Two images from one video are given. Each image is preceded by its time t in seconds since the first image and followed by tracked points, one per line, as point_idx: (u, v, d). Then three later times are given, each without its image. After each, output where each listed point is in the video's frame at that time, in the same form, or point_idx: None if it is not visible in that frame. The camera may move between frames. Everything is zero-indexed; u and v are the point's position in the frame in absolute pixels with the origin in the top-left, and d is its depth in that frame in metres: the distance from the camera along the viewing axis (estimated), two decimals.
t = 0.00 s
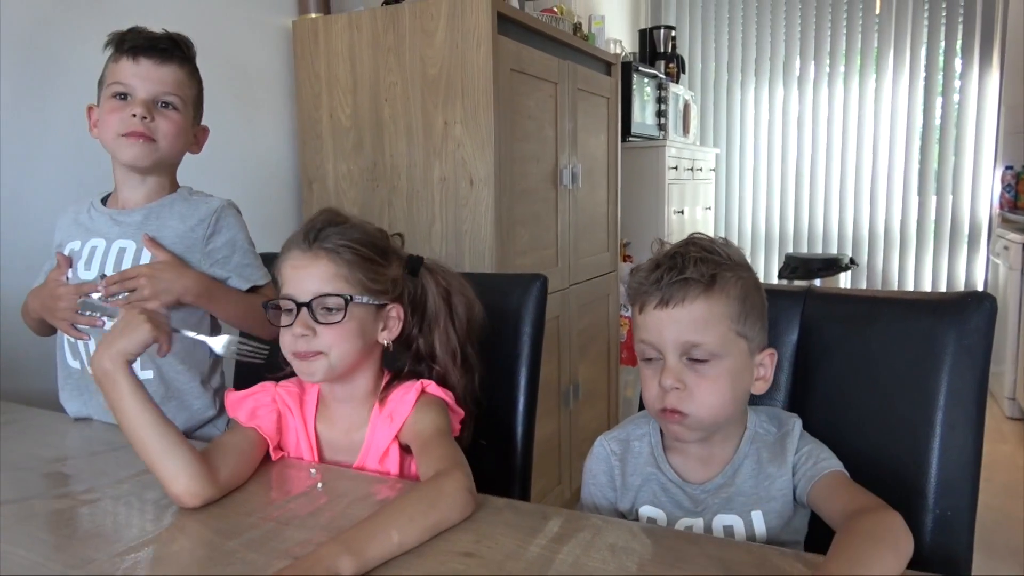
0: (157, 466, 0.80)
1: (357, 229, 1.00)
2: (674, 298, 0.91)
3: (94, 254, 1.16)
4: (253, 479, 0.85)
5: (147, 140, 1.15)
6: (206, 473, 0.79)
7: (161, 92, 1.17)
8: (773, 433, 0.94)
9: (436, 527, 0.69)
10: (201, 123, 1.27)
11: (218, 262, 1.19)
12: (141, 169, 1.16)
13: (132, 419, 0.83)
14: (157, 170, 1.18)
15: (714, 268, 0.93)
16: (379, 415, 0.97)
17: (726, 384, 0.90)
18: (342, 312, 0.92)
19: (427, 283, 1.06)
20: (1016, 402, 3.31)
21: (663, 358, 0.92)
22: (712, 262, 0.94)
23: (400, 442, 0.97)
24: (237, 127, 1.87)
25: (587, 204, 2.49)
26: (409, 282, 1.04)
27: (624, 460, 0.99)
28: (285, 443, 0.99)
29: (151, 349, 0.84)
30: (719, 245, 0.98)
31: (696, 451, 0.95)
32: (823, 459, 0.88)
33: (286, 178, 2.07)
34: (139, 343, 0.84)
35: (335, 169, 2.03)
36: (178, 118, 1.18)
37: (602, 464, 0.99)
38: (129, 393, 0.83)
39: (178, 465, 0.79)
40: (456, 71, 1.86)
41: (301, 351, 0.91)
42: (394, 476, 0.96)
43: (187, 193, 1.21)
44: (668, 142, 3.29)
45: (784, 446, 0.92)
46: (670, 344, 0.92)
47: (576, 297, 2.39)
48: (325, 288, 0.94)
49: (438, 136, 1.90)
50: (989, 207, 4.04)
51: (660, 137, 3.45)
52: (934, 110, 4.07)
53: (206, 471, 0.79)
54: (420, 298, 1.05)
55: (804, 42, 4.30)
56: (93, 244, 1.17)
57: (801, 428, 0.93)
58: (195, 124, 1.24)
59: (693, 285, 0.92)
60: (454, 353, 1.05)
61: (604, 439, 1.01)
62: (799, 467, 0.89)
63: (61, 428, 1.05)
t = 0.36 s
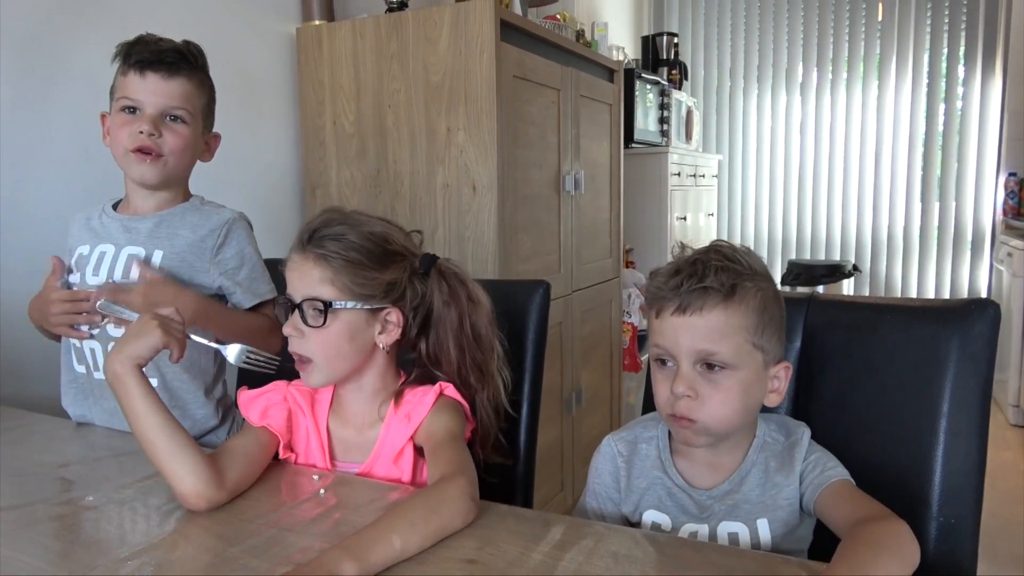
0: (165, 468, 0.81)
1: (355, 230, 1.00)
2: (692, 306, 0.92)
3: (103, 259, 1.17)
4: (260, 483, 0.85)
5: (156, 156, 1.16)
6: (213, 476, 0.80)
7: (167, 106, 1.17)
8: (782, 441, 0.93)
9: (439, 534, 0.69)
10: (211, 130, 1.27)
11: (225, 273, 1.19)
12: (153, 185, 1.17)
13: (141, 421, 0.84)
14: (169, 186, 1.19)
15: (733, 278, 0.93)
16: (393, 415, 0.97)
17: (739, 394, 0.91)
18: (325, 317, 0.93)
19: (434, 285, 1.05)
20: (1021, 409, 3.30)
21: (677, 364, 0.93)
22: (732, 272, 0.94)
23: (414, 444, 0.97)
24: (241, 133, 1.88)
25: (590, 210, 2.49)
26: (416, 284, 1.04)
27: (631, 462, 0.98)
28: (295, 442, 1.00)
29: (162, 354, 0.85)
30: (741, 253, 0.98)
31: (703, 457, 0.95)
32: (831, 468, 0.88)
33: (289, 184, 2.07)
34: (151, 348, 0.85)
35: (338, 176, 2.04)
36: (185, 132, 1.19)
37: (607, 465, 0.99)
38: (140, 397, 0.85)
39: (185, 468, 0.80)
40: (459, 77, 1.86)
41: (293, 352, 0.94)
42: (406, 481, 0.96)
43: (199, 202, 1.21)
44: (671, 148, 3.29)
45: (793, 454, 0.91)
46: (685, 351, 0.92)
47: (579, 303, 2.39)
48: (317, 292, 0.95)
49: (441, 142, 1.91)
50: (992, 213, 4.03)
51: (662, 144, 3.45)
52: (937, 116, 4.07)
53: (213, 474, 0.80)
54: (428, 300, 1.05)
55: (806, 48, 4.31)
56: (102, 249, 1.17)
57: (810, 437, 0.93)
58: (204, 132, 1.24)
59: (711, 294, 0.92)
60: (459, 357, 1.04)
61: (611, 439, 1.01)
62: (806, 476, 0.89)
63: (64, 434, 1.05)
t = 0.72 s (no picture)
0: (173, 470, 0.82)
1: (356, 235, 1.00)
2: (706, 313, 0.92)
3: (122, 274, 1.17)
4: (264, 489, 0.86)
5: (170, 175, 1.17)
6: (219, 481, 0.80)
7: (177, 124, 1.18)
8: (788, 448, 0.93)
9: (441, 541, 0.69)
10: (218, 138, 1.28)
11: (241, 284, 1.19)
12: (168, 204, 1.18)
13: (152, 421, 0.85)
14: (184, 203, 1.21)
15: (747, 286, 0.93)
16: (394, 423, 0.97)
17: (750, 404, 0.91)
18: (316, 320, 0.93)
19: (431, 299, 1.02)
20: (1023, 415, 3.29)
21: (688, 372, 0.93)
22: (746, 280, 0.94)
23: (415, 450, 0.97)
24: (244, 139, 1.89)
25: (591, 216, 2.49)
26: (413, 295, 1.02)
27: (638, 471, 0.98)
28: (297, 448, 1.00)
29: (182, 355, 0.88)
30: (755, 261, 0.98)
31: (709, 466, 0.95)
32: (836, 475, 0.87)
33: (292, 190, 2.08)
34: (172, 348, 0.88)
35: (340, 182, 2.04)
36: (195, 149, 1.20)
37: (613, 474, 0.99)
38: (155, 397, 0.86)
39: (193, 471, 0.80)
40: (460, 84, 1.87)
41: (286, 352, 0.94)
42: (407, 488, 0.95)
43: (213, 213, 1.22)
44: (673, 154, 3.30)
45: (799, 462, 0.91)
46: (697, 358, 0.92)
47: (580, 309, 2.39)
48: (312, 295, 0.95)
49: (443, 148, 1.91)
50: (994, 219, 4.03)
51: (664, 150, 3.45)
52: (938, 122, 4.07)
53: (219, 478, 0.80)
54: (424, 313, 1.02)
55: (807, 54, 4.32)
56: (120, 263, 1.17)
57: (815, 445, 0.93)
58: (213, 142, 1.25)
59: (726, 301, 0.92)
60: (457, 371, 1.02)
61: (618, 448, 1.01)
62: (812, 484, 0.88)
63: (67, 439, 1.05)
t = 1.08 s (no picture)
0: (174, 473, 0.82)
1: (353, 241, 1.00)
2: (710, 320, 0.92)
3: (125, 279, 1.16)
4: (262, 494, 0.85)
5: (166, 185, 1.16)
6: (219, 486, 0.80)
7: (169, 132, 1.17)
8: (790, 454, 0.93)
9: (441, 546, 0.69)
10: (213, 141, 1.27)
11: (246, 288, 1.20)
12: (167, 213, 1.18)
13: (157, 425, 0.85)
14: (182, 211, 1.20)
15: (751, 293, 0.93)
16: (391, 428, 0.97)
17: (754, 410, 0.91)
18: (312, 324, 0.92)
19: (427, 306, 1.03)
20: None
21: (692, 379, 0.93)
22: (750, 287, 0.94)
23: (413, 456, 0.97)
24: (244, 144, 1.89)
25: (592, 220, 2.49)
26: (409, 303, 1.02)
27: (642, 480, 0.98)
28: (295, 454, 1.00)
29: (190, 358, 0.88)
30: (759, 266, 0.98)
31: (714, 474, 0.95)
32: (839, 480, 0.87)
33: (292, 194, 2.08)
34: (181, 351, 0.87)
35: (341, 187, 2.04)
36: (190, 156, 1.19)
37: (617, 483, 0.99)
38: (160, 400, 0.86)
39: (193, 475, 0.80)
40: (461, 89, 1.87)
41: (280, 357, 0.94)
42: (405, 493, 0.95)
43: (216, 216, 1.22)
44: (673, 159, 3.30)
45: (803, 468, 0.91)
46: (701, 366, 0.92)
47: (581, 314, 2.39)
48: (307, 299, 0.94)
49: (443, 153, 1.91)
50: (995, 225, 4.03)
51: (665, 155, 3.46)
52: (939, 128, 4.07)
53: (219, 483, 0.80)
54: (419, 321, 1.03)
55: (807, 59, 4.33)
56: (124, 267, 1.17)
57: (818, 451, 0.93)
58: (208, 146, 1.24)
59: (730, 308, 0.92)
60: (453, 378, 1.03)
61: (621, 457, 1.00)
62: (817, 490, 0.88)
63: (67, 444, 1.05)
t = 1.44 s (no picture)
0: (174, 478, 0.81)
1: (352, 244, 1.00)
2: (717, 325, 0.92)
3: (122, 280, 1.16)
4: (264, 499, 0.85)
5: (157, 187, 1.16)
6: (220, 491, 0.80)
7: (161, 134, 1.17)
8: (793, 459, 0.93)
9: (442, 549, 0.69)
10: (209, 142, 1.27)
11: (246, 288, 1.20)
12: (160, 213, 1.18)
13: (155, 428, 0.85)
14: (176, 211, 1.20)
15: (760, 298, 0.93)
16: (389, 432, 0.96)
17: (760, 416, 0.91)
18: (310, 326, 0.93)
19: (425, 309, 1.03)
20: None
21: (698, 383, 0.93)
22: (758, 292, 0.94)
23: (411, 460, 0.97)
24: (245, 148, 1.89)
25: (592, 223, 2.49)
26: (407, 306, 1.02)
27: (644, 483, 0.98)
28: (292, 457, 1.00)
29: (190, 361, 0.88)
30: (766, 270, 0.98)
31: (717, 479, 0.94)
32: (841, 485, 0.87)
33: (293, 199, 2.08)
34: (180, 355, 0.88)
35: (341, 190, 2.04)
36: (182, 157, 1.18)
37: (619, 486, 0.98)
38: (160, 402, 0.85)
39: (192, 479, 0.80)
40: (461, 93, 1.88)
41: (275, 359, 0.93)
42: (404, 497, 0.95)
43: (213, 217, 1.22)
44: (673, 163, 3.31)
45: (805, 472, 0.91)
46: (707, 370, 0.92)
47: (581, 317, 2.39)
48: (305, 301, 0.95)
49: (444, 157, 1.92)
50: (995, 229, 4.03)
51: (665, 159, 3.46)
52: (939, 131, 4.08)
53: (220, 488, 0.80)
54: (418, 324, 1.03)
55: (807, 63, 4.33)
56: (122, 267, 1.17)
57: (820, 455, 0.93)
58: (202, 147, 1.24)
59: (738, 313, 0.92)
60: (451, 381, 1.03)
61: (624, 460, 1.00)
62: (819, 495, 0.88)
63: (68, 448, 1.05)
